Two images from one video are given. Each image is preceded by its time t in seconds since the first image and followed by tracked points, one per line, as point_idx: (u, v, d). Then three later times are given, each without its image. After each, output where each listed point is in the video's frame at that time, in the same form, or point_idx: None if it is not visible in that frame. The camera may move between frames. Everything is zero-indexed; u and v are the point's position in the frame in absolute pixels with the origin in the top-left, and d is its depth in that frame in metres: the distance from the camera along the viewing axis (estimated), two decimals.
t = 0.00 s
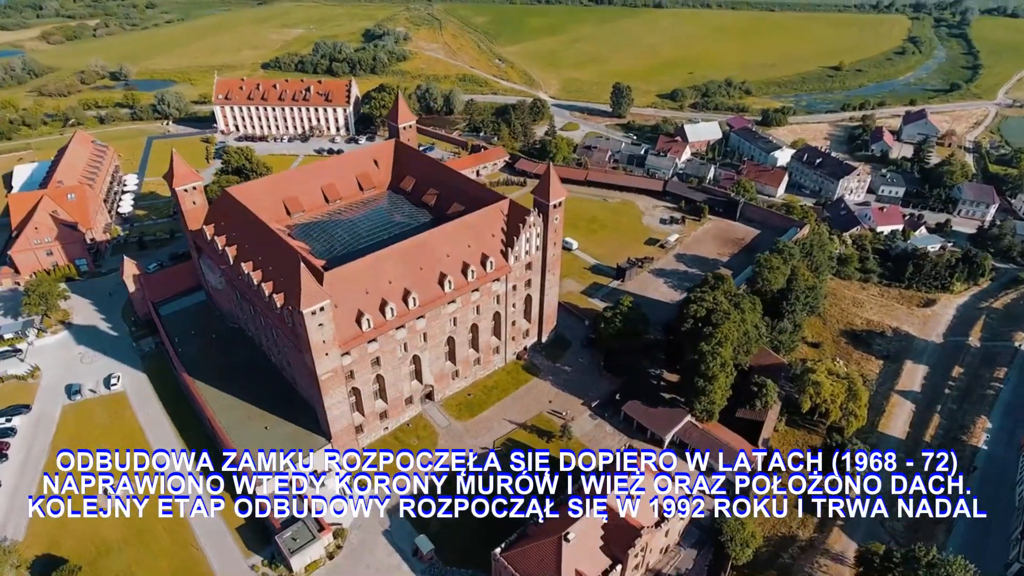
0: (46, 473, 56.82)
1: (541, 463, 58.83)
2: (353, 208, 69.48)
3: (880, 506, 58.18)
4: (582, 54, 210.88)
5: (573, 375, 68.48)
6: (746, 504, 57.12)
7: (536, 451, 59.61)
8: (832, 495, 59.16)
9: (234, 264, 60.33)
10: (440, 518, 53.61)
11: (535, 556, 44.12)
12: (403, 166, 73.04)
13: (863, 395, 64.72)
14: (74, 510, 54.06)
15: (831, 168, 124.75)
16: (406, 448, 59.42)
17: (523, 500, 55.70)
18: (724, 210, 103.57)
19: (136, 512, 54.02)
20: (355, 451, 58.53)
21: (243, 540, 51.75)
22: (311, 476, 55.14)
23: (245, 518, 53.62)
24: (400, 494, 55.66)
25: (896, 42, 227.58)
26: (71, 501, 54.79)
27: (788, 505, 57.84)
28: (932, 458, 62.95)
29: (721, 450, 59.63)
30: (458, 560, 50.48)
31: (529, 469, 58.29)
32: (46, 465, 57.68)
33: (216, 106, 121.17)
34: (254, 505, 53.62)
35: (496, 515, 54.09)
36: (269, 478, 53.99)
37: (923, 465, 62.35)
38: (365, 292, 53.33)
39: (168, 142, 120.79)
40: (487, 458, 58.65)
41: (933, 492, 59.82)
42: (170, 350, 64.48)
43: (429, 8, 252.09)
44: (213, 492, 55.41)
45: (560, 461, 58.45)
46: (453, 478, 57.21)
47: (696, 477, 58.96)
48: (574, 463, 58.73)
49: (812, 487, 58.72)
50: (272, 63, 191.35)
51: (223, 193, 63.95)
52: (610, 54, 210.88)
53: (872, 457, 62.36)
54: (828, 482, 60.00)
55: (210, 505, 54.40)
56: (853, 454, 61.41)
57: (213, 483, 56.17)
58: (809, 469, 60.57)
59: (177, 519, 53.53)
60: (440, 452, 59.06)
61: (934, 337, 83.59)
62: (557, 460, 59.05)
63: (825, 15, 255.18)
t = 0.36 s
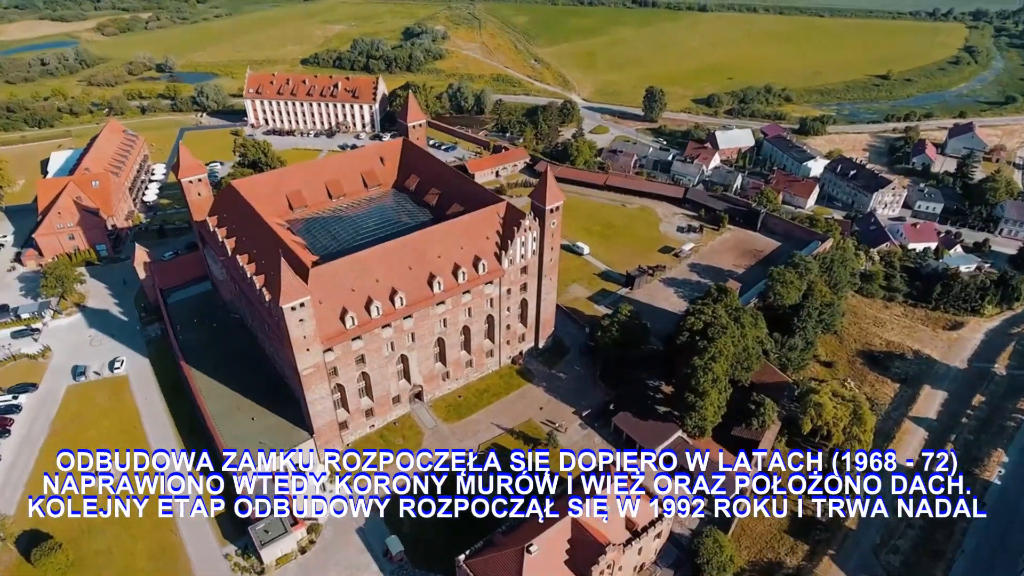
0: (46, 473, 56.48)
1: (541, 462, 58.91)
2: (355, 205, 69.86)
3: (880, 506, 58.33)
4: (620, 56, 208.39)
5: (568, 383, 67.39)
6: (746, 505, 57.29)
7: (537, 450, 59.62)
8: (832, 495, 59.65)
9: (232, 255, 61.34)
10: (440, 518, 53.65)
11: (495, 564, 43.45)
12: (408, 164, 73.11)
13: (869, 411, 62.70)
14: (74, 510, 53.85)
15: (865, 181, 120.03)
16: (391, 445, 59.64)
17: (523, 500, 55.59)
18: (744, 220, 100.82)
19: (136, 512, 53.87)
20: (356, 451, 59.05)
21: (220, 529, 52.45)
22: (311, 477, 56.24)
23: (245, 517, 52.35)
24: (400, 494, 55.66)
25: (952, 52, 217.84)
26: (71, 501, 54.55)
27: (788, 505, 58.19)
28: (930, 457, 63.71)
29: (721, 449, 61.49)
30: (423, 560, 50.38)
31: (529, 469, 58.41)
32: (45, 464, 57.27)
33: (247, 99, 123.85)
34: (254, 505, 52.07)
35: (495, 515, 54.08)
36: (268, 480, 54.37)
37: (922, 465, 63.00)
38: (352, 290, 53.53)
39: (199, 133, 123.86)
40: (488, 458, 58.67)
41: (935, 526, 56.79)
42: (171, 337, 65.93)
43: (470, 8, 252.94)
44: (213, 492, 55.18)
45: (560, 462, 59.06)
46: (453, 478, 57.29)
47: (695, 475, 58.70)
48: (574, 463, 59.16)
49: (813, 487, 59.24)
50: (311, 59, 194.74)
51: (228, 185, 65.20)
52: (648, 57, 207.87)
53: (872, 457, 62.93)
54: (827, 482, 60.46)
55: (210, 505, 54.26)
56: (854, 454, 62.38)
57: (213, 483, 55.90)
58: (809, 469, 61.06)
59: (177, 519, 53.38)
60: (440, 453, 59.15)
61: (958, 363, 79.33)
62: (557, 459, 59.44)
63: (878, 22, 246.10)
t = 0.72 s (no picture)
0: (45, 473, 56.30)
1: (541, 462, 58.99)
2: (360, 202, 70.30)
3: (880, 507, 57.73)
4: (661, 60, 205.05)
5: (562, 392, 66.23)
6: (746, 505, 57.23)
7: (537, 450, 59.54)
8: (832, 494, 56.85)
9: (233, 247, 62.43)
10: (440, 518, 53.83)
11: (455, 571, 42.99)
12: (416, 163, 73.21)
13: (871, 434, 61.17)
14: (75, 511, 53.74)
15: (903, 197, 114.71)
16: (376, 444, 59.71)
17: (524, 500, 55.06)
18: (768, 233, 97.54)
19: (136, 512, 53.70)
20: (356, 452, 59.01)
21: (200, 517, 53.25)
22: (311, 476, 56.61)
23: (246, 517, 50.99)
24: (400, 494, 55.74)
25: (1016, 65, 206.59)
26: (71, 501, 54.45)
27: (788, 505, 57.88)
28: (931, 458, 64.62)
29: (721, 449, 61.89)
30: (391, 559, 50.32)
31: (529, 469, 58.49)
32: (44, 465, 57.07)
33: (281, 94, 126.51)
34: (254, 505, 51.71)
35: (495, 515, 53.99)
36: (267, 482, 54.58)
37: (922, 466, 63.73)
38: (339, 287, 53.74)
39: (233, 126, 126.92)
40: (488, 458, 58.74)
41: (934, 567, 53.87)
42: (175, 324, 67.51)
43: (515, 8, 253.14)
44: (212, 492, 54.98)
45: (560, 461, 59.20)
46: (453, 478, 57.38)
47: (695, 476, 58.27)
48: (574, 463, 59.23)
49: (813, 488, 57.36)
50: (353, 55, 197.90)
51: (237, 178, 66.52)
52: (691, 62, 203.93)
53: (873, 457, 60.45)
54: (827, 482, 57.92)
55: (210, 505, 53.97)
56: (854, 454, 59.61)
57: (213, 483, 55.71)
58: (810, 468, 58.87)
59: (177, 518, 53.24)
60: (440, 453, 59.15)
61: (983, 395, 74.92)
62: (557, 459, 59.60)
63: (938, 31, 235.45)
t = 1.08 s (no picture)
0: (45, 473, 56.16)
1: (541, 462, 59.12)
2: (364, 200, 70.73)
3: (880, 505, 58.88)
4: (700, 65, 201.35)
5: (555, 399, 65.25)
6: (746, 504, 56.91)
7: (537, 451, 59.80)
8: (832, 495, 58.59)
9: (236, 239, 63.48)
10: (440, 518, 53.73)
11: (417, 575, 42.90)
12: (422, 162, 73.27)
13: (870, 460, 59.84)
14: (74, 510, 53.63)
15: (941, 214, 109.66)
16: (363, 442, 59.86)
17: (525, 500, 52.73)
18: (789, 245, 94.47)
19: (136, 512, 53.64)
20: (356, 451, 58.87)
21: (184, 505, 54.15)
22: (311, 476, 56.67)
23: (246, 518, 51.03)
24: (400, 494, 55.67)
25: None
26: (71, 501, 54.34)
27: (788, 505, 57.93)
28: (931, 458, 66.00)
29: (721, 449, 61.94)
30: (364, 559, 50.13)
31: (528, 469, 58.47)
32: (44, 465, 56.86)
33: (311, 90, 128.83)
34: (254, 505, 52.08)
35: (496, 513, 53.31)
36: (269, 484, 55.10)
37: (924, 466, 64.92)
38: (329, 284, 54.06)
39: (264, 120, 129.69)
40: (488, 458, 58.85)
41: None
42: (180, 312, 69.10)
43: (557, 11, 252.41)
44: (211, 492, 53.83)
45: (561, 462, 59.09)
46: (453, 478, 57.21)
47: (696, 476, 56.91)
48: (575, 463, 58.97)
49: (813, 488, 58.31)
50: (391, 53, 200.13)
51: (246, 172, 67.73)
52: (731, 67, 199.65)
53: (873, 457, 63.06)
54: (827, 482, 58.86)
55: (210, 506, 51.17)
56: (854, 455, 61.99)
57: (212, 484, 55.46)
58: (812, 468, 57.95)
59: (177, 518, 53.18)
60: (440, 453, 59.10)
61: (1006, 426, 70.87)
62: (557, 459, 59.52)
63: (998, 41, 224.62)
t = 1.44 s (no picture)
0: (46, 473, 56.08)
1: (541, 462, 59.21)
2: (369, 198, 71.09)
3: (880, 507, 55.38)
4: (740, 71, 196.84)
5: (547, 407, 64.33)
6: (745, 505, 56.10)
7: (537, 451, 59.89)
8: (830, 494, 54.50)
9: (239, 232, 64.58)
10: (440, 518, 53.33)
11: None
12: (429, 163, 73.27)
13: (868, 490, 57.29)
14: (75, 510, 53.50)
15: (979, 234, 104.49)
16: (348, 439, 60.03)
17: (523, 500, 53.37)
18: (809, 260, 91.18)
19: (136, 512, 53.55)
20: (356, 451, 58.85)
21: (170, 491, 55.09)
22: (311, 476, 56.77)
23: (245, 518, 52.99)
24: (400, 494, 55.46)
25: None
26: (71, 501, 54.21)
27: (789, 504, 57.31)
28: (930, 457, 66.88)
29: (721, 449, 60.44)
30: (335, 558, 50.13)
31: (529, 469, 58.62)
32: (44, 464, 56.75)
33: (340, 87, 130.63)
34: (254, 505, 53.75)
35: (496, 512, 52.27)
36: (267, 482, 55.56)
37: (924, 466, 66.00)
38: (318, 281, 54.38)
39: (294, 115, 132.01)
40: (488, 458, 58.88)
41: None
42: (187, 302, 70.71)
43: (598, 13, 250.23)
44: (212, 492, 52.86)
45: (560, 462, 59.01)
46: (453, 478, 56.88)
47: (696, 477, 56.62)
48: (574, 463, 58.75)
49: (813, 488, 54.93)
50: (428, 52, 201.60)
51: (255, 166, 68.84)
52: (772, 74, 194.58)
53: (872, 458, 65.61)
54: (827, 482, 55.45)
55: (210, 505, 51.65)
56: (851, 455, 65.13)
57: (213, 483, 53.97)
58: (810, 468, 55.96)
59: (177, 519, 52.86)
60: (440, 453, 59.11)
61: None
62: (558, 459, 59.43)
63: None
